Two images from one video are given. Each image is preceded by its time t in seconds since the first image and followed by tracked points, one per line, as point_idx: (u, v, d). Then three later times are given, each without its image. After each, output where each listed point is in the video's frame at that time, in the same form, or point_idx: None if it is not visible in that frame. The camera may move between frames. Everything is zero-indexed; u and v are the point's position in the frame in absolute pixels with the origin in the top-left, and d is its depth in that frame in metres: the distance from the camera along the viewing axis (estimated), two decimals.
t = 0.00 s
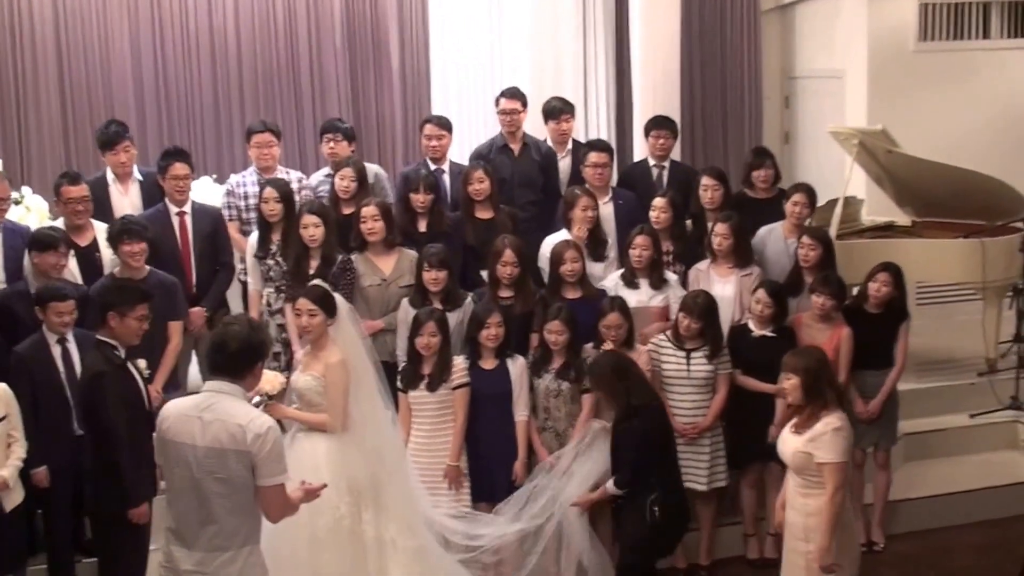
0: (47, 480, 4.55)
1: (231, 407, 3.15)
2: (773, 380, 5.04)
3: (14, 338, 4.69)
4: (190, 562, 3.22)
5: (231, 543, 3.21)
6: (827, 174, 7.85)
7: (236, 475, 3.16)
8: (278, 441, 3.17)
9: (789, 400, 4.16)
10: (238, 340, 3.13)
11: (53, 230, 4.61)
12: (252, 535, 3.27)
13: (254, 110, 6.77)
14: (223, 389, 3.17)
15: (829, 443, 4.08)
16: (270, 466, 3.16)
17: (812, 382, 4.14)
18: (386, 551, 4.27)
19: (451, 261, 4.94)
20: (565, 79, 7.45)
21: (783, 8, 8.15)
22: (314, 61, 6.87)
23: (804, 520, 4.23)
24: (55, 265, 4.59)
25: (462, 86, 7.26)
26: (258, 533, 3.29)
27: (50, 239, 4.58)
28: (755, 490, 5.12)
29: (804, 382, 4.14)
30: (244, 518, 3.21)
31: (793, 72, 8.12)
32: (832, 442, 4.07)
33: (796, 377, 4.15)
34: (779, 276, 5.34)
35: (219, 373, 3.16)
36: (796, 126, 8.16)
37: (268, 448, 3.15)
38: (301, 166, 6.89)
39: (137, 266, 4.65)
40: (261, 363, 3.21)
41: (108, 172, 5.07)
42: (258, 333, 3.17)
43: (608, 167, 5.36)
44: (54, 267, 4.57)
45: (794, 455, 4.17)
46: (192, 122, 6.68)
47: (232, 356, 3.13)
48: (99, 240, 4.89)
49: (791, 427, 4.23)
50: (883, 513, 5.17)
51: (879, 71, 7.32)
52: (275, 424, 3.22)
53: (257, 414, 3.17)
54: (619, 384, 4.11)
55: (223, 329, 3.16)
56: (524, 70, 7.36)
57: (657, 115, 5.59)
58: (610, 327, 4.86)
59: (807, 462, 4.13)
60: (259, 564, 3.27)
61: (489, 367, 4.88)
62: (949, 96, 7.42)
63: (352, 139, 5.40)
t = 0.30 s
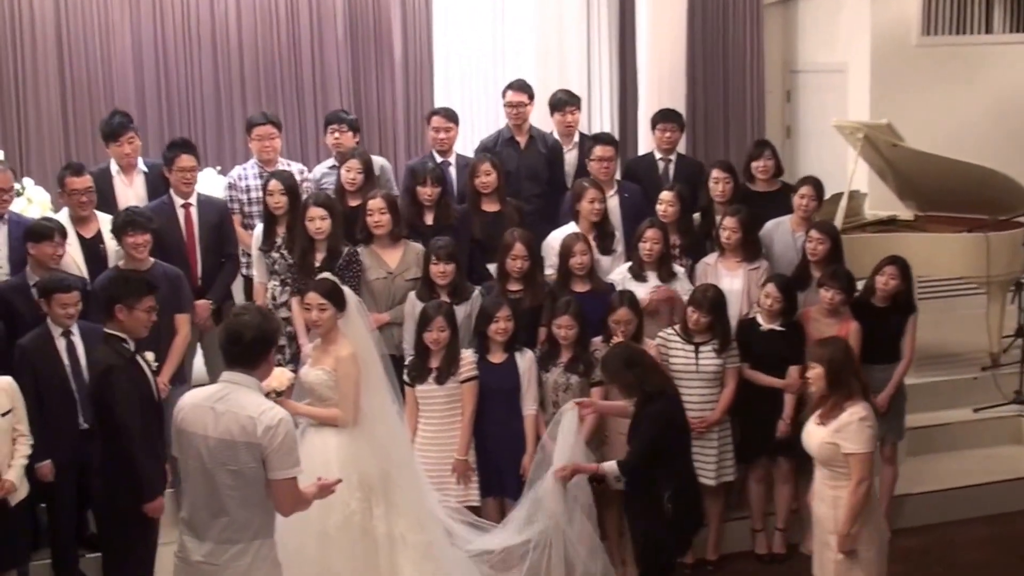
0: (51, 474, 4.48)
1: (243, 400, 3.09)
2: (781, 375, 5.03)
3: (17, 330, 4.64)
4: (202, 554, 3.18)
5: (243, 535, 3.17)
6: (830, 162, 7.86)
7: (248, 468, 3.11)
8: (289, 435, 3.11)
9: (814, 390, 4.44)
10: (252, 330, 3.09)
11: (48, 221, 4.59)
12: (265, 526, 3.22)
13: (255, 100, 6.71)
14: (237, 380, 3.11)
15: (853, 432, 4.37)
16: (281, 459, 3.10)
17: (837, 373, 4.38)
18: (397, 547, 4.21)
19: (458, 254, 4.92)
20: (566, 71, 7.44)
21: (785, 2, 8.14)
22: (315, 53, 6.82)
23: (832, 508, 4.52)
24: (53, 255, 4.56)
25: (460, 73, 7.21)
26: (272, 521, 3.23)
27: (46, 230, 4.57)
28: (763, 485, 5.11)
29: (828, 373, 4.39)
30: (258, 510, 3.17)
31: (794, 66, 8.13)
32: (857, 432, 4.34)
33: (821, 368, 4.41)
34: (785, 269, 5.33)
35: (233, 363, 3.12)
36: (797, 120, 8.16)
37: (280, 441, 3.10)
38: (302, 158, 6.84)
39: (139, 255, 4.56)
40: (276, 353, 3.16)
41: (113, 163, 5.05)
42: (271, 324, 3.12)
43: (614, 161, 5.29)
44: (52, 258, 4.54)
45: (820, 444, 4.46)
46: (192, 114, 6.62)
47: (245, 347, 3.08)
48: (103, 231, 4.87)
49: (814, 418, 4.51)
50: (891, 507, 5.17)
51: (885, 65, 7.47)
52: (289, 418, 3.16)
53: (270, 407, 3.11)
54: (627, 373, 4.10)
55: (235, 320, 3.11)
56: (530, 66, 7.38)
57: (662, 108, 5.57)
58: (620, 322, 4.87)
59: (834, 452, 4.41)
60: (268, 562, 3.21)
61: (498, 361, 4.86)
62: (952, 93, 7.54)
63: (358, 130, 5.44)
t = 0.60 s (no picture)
0: (31, 468, 4.41)
1: (222, 381, 3.12)
2: (762, 368, 5.03)
3: None
4: (180, 534, 3.20)
5: (217, 516, 3.19)
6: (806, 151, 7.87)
7: (222, 448, 3.13)
8: (264, 417, 3.12)
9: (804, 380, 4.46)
10: (233, 314, 3.14)
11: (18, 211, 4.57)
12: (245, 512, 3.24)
13: (228, 93, 6.62)
14: (219, 363, 3.15)
15: (842, 424, 4.39)
16: (253, 440, 3.11)
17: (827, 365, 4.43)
18: (385, 541, 4.19)
19: (440, 247, 4.89)
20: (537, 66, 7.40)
21: None
22: (289, 46, 6.74)
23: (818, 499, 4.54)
24: (27, 247, 4.53)
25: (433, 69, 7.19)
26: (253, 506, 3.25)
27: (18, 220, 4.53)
28: (745, 478, 5.11)
29: (822, 365, 4.43)
30: (236, 492, 3.19)
31: (769, 59, 8.07)
32: (847, 422, 4.38)
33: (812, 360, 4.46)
34: (766, 261, 5.31)
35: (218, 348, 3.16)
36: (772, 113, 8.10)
37: (252, 421, 3.10)
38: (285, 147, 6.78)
39: (119, 248, 4.57)
40: (258, 336, 3.20)
41: (90, 155, 5.03)
42: (249, 308, 3.17)
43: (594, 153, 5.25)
44: (27, 249, 4.52)
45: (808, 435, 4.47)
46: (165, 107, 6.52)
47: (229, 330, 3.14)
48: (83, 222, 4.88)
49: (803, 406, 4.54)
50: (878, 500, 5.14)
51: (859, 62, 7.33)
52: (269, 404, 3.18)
53: (249, 389, 3.14)
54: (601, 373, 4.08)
55: (216, 305, 3.17)
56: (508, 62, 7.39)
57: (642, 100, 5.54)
58: (603, 315, 4.86)
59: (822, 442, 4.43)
60: (244, 548, 3.22)
61: (481, 354, 4.82)
62: (926, 81, 7.41)
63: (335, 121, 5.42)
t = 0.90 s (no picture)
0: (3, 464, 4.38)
1: (194, 355, 3.33)
2: (736, 359, 5.04)
3: None
4: (148, 500, 3.40)
5: (179, 483, 3.38)
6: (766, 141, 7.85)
7: (188, 419, 3.32)
8: (229, 388, 3.30)
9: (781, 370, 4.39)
10: (211, 295, 3.37)
11: None
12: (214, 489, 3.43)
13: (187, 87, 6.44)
14: (196, 341, 3.38)
15: (816, 416, 4.35)
16: (216, 406, 3.28)
17: (806, 355, 4.37)
18: (372, 536, 4.25)
19: (414, 238, 4.86)
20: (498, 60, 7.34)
21: None
22: (249, 38, 6.54)
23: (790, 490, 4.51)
24: None
25: (388, 59, 7.02)
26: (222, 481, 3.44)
27: None
28: (718, 470, 5.12)
29: (799, 355, 4.37)
30: (200, 464, 3.37)
31: (729, 52, 8.09)
32: (821, 415, 4.33)
33: (789, 349, 4.37)
34: (736, 252, 5.33)
35: (196, 329, 3.37)
36: (732, 107, 8.13)
37: (217, 390, 3.29)
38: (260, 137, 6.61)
39: (91, 244, 4.70)
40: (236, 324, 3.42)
41: (59, 148, 5.05)
42: (227, 290, 3.38)
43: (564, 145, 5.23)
44: None
45: (783, 427, 4.43)
46: (124, 102, 6.35)
47: (207, 308, 3.35)
48: (53, 215, 4.93)
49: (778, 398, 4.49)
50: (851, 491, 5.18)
51: (822, 62, 7.24)
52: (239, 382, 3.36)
53: (219, 364, 3.33)
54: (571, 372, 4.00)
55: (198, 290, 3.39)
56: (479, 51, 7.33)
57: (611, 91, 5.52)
58: (580, 306, 4.85)
59: (796, 434, 4.39)
60: (207, 515, 3.40)
61: (457, 347, 4.78)
62: (895, 70, 7.37)
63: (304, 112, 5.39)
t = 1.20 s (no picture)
0: (13, 465, 4.41)
1: (209, 344, 3.34)
2: (748, 353, 5.02)
3: None
4: (167, 492, 3.39)
5: (197, 475, 3.37)
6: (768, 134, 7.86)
7: (205, 408, 3.33)
8: (243, 372, 3.30)
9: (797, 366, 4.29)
10: (227, 288, 3.39)
11: None
12: (233, 481, 3.42)
13: (185, 83, 6.38)
14: (213, 334, 3.40)
15: (834, 413, 4.19)
16: (229, 391, 3.28)
17: (825, 351, 4.27)
18: (394, 537, 4.25)
19: (427, 234, 4.83)
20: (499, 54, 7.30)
21: None
22: (247, 32, 6.47)
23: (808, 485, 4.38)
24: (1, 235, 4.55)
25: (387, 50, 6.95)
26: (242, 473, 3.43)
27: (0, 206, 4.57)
28: (731, 466, 5.10)
29: (817, 351, 4.26)
30: (218, 454, 3.37)
31: (729, 47, 8.09)
32: (838, 413, 4.18)
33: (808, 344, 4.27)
34: (746, 247, 5.35)
35: (212, 322, 3.40)
36: (732, 102, 8.13)
37: (229, 375, 3.29)
38: (259, 134, 6.55)
39: (102, 242, 4.69)
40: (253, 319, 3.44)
41: (66, 142, 5.00)
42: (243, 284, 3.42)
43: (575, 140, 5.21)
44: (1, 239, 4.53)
45: (800, 423, 4.28)
46: (122, 99, 6.28)
47: (221, 300, 3.38)
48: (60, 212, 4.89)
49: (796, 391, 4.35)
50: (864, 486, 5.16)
51: (828, 47, 7.31)
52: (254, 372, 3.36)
53: (232, 352, 3.34)
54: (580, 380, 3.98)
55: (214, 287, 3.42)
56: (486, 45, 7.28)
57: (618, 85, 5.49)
58: (593, 303, 4.82)
59: (813, 431, 4.24)
60: (225, 506, 3.38)
61: (470, 343, 4.75)
62: (895, 66, 7.39)
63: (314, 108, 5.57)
